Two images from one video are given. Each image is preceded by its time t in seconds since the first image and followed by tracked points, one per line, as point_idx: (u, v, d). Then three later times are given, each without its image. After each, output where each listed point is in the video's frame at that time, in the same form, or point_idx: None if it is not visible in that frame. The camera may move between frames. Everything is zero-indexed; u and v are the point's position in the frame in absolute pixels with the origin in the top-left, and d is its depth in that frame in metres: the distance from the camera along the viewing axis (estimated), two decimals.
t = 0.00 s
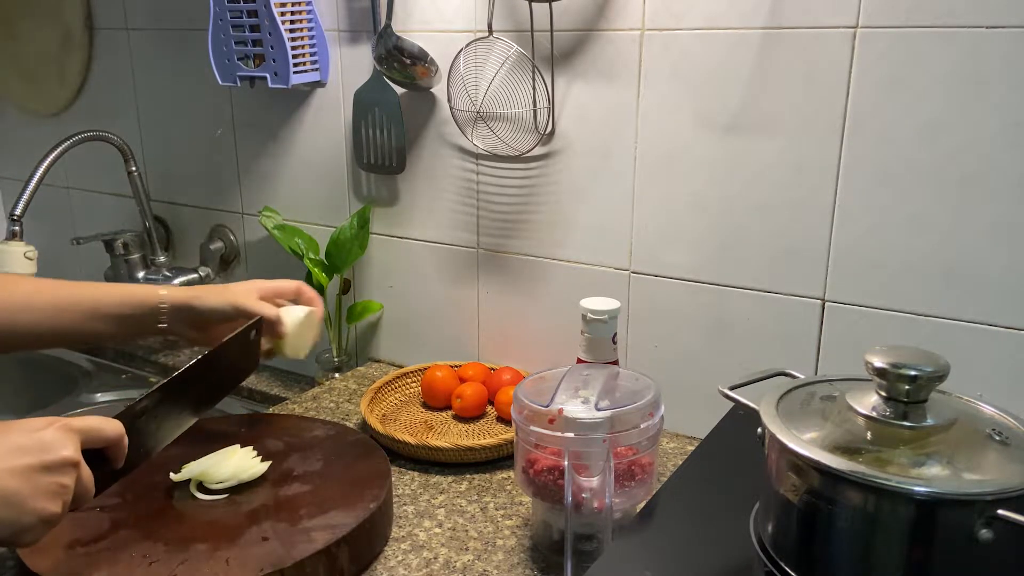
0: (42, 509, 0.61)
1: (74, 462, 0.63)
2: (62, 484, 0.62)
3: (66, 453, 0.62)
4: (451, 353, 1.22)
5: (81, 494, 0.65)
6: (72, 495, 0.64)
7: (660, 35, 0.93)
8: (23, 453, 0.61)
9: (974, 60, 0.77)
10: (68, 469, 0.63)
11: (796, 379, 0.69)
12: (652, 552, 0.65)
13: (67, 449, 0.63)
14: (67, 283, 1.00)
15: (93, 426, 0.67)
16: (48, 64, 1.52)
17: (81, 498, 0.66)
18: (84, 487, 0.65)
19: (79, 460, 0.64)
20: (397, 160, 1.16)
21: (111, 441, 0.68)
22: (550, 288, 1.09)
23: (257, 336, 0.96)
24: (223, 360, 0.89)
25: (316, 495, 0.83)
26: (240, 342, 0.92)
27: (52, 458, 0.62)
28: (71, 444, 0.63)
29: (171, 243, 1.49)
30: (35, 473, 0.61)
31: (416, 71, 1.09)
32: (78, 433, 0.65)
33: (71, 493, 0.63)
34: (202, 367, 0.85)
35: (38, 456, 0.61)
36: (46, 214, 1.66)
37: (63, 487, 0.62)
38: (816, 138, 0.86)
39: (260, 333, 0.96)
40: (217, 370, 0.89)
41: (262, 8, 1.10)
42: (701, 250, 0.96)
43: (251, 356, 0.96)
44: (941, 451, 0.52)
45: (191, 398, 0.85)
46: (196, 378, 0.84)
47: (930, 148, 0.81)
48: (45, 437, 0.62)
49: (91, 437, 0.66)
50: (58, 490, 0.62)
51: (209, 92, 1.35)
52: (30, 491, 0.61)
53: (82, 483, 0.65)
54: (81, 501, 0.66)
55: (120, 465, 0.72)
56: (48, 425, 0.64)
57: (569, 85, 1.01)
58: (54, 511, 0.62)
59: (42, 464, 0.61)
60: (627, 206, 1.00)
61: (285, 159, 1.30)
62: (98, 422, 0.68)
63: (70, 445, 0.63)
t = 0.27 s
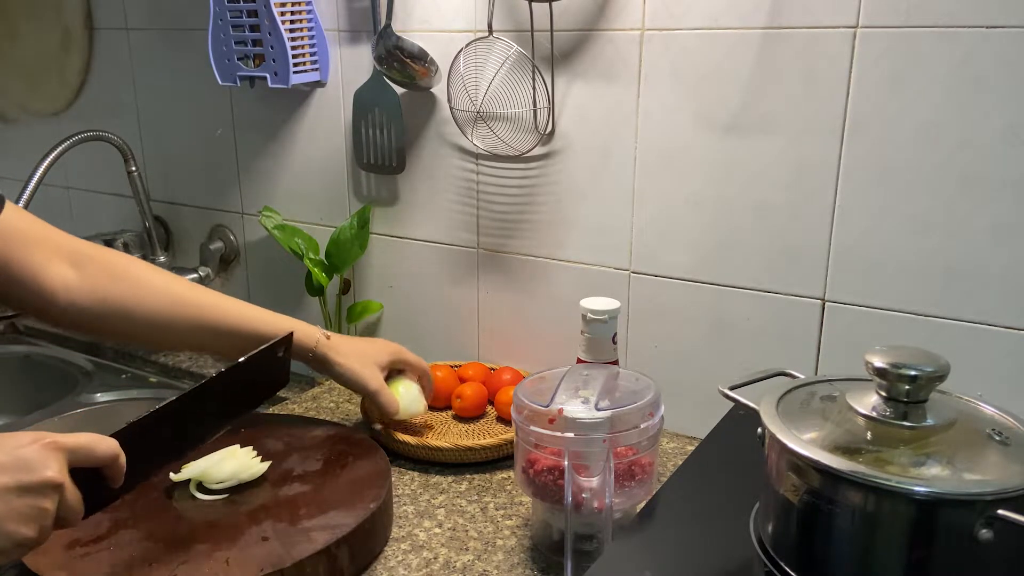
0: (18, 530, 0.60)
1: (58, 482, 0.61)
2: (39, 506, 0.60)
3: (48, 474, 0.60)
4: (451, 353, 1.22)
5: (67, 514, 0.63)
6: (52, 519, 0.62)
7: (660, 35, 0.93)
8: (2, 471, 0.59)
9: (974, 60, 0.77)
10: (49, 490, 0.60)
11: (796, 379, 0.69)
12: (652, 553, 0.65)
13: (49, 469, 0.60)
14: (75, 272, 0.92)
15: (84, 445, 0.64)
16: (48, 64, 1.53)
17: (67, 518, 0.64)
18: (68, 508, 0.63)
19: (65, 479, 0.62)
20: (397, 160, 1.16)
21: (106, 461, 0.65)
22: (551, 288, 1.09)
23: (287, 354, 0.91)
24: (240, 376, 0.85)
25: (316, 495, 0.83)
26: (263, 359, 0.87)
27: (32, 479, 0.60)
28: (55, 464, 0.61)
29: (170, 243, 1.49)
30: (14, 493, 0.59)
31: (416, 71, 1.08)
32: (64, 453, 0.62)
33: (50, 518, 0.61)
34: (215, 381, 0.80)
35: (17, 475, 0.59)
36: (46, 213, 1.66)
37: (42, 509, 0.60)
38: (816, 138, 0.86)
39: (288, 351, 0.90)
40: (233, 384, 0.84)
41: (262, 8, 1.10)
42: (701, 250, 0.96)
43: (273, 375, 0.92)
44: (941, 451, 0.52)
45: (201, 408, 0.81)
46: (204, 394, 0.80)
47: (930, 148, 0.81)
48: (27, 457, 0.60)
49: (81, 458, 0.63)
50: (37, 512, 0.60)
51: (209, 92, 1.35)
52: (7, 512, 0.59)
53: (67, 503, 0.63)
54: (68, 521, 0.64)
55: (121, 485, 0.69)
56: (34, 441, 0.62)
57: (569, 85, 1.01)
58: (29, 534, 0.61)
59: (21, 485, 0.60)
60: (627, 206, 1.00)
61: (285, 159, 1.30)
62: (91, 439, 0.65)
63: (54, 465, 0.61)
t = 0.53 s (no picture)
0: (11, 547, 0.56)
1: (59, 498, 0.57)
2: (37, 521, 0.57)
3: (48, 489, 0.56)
4: (451, 353, 1.22)
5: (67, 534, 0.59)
6: (51, 533, 0.58)
7: (660, 35, 0.93)
8: None
9: (974, 60, 0.77)
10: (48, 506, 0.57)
11: (796, 379, 0.69)
12: (652, 553, 0.65)
13: (51, 484, 0.57)
14: (52, 272, 0.88)
15: (89, 460, 0.59)
16: (48, 64, 1.53)
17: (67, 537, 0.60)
18: (69, 527, 0.59)
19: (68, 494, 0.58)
20: (397, 160, 1.16)
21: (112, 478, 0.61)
22: (550, 288, 1.09)
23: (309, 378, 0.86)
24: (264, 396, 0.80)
25: (316, 495, 0.83)
26: (282, 380, 0.81)
27: (30, 492, 0.56)
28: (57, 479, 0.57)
29: (170, 243, 1.49)
30: (10, 507, 0.55)
31: (416, 71, 1.08)
32: (67, 467, 0.58)
33: (48, 533, 0.57)
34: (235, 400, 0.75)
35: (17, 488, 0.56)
36: (46, 214, 1.66)
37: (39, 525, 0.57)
38: (816, 138, 0.86)
39: (310, 372, 0.86)
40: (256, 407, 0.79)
41: (262, 8, 1.10)
42: (701, 250, 0.96)
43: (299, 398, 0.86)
44: (941, 451, 0.52)
45: (223, 434, 0.76)
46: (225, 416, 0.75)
47: (930, 148, 0.81)
48: (25, 469, 0.56)
49: (86, 472, 0.59)
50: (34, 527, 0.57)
51: (210, 92, 1.35)
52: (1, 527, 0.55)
53: (67, 522, 0.58)
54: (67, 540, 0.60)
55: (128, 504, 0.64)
56: (38, 453, 0.58)
57: (569, 85, 1.01)
58: (25, 549, 0.57)
59: (19, 498, 0.56)
60: (627, 206, 1.00)
61: (285, 159, 1.30)
62: (99, 453, 0.60)
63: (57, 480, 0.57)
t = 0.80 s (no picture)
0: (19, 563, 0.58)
1: (70, 520, 0.60)
2: (46, 540, 0.59)
3: (61, 510, 0.59)
4: (451, 353, 1.22)
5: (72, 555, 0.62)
6: (59, 553, 0.61)
7: (660, 35, 0.93)
8: (15, 500, 0.58)
9: (974, 60, 0.77)
10: (59, 527, 0.59)
11: (796, 379, 0.69)
12: (652, 553, 0.65)
13: (64, 505, 0.60)
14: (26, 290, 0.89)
15: (101, 484, 0.62)
16: (48, 64, 1.53)
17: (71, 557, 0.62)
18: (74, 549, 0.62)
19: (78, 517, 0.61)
20: (397, 160, 1.16)
21: (121, 503, 0.64)
22: (550, 288, 1.09)
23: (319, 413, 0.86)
24: (269, 432, 0.80)
25: (316, 495, 0.83)
26: (292, 414, 0.82)
27: (43, 512, 0.59)
28: (70, 501, 0.60)
29: (170, 243, 1.49)
30: (22, 525, 0.58)
31: (416, 71, 1.08)
32: (79, 488, 0.61)
33: (56, 554, 0.60)
34: (240, 436, 0.75)
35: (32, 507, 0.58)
36: (46, 213, 1.66)
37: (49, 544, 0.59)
38: (816, 138, 0.86)
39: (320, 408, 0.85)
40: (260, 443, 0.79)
41: (262, 8, 1.10)
42: (701, 250, 0.96)
43: (306, 438, 0.86)
44: (942, 451, 0.52)
45: (225, 469, 0.76)
46: (228, 451, 0.75)
47: (930, 148, 0.81)
48: (42, 488, 0.59)
49: (96, 495, 0.62)
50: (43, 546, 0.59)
51: (209, 92, 1.35)
52: (13, 543, 0.58)
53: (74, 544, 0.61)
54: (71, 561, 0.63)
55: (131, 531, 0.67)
56: (52, 473, 0.61)
57: (569, 85, 1.01)
58: (32, 567, 0.59)
59: (32, 517, 0.58)
60: (627, 206, 1.00)
61: (285, 159, 1.30)
62: (109, 477, 0.63)
63: (70, 502, 0.60)
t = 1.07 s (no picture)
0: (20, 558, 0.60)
1: (66, 516, 0.61)
2: (44, 535, 0.61)
3: (58, 506, 0.61)
4: (451, 353, 1.22)
5: (71, 549, 0.63)
6: (58, 548, 0.62)
7: (659, 35, 0.93)
8: (13, 496, 0.60)
9: (974, 60, 0.77)
10: (56, 522, 0.61)
11: (796, 379, 0.69)
12: (652, 552, 0.65)
13: (60, 501, 0.61)
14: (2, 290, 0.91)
15: (97, 479, 0.64)
16: (48, 64, 1.53)
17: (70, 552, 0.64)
18: (73, 543, 0.63)
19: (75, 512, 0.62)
20: (397, 160, 1.16)
21: (116, 498, 0.65)
22: (550, 288, 1.09)
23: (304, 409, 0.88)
24: (258, 426, 0.82)
25: (316, 495, 0.83)
26: (281, 411, 0.84)
27: (41, 508, 0.60)
28: (66, 498, 0.62)
29: (170, 243, 1.49)
30: (20, 521, 0.59)
31: (416, 71, 1.08)
32: (76, 485, 0.63)
33: (54, 549, 0.61)
34: (229, 434, 0.77)
35: (28, 504, 0.60)
36: (46, 214, 1.66)
37: (48, 539, 0.61)
38: (816, 139, 0.86)
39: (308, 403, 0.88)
40: (249, 438, 0.81)
41: (262, 8, 1.10)
42: (701, 250, 0.96)
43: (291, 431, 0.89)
44: (942, 451, 0.52)
45: (215, 467, 0.78)
46: (220, 446, 0.77)
47: (929, 148, 0.81)
48: (38, 485, 0.60)
49: (93, 492, 0.63)
50: (42, 541, 0.61)
51: (209, 92, 1.35)
52: (13, 539, 0.59)
53: (73, 539, 0.63)
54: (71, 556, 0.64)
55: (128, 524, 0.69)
56: (50, 469, 0.62)
57: (569, 85, 1.01)
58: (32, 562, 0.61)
59: (30, 513, 0.60)
60: (627, 206, 1.00)
61: (285, 159, 1.30)
62: (105, 473, 0.65)
63: (66, 498, 0.61)
